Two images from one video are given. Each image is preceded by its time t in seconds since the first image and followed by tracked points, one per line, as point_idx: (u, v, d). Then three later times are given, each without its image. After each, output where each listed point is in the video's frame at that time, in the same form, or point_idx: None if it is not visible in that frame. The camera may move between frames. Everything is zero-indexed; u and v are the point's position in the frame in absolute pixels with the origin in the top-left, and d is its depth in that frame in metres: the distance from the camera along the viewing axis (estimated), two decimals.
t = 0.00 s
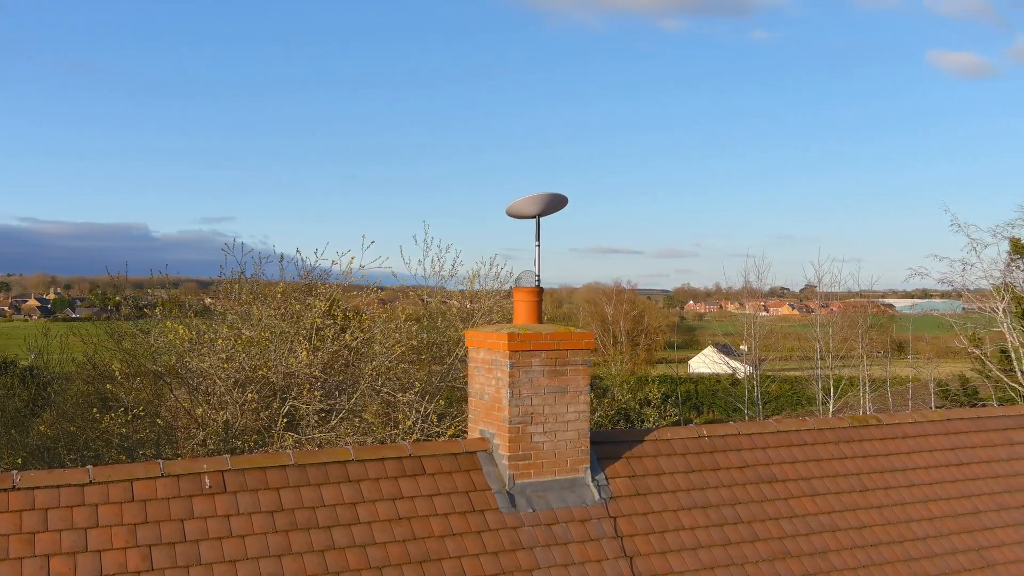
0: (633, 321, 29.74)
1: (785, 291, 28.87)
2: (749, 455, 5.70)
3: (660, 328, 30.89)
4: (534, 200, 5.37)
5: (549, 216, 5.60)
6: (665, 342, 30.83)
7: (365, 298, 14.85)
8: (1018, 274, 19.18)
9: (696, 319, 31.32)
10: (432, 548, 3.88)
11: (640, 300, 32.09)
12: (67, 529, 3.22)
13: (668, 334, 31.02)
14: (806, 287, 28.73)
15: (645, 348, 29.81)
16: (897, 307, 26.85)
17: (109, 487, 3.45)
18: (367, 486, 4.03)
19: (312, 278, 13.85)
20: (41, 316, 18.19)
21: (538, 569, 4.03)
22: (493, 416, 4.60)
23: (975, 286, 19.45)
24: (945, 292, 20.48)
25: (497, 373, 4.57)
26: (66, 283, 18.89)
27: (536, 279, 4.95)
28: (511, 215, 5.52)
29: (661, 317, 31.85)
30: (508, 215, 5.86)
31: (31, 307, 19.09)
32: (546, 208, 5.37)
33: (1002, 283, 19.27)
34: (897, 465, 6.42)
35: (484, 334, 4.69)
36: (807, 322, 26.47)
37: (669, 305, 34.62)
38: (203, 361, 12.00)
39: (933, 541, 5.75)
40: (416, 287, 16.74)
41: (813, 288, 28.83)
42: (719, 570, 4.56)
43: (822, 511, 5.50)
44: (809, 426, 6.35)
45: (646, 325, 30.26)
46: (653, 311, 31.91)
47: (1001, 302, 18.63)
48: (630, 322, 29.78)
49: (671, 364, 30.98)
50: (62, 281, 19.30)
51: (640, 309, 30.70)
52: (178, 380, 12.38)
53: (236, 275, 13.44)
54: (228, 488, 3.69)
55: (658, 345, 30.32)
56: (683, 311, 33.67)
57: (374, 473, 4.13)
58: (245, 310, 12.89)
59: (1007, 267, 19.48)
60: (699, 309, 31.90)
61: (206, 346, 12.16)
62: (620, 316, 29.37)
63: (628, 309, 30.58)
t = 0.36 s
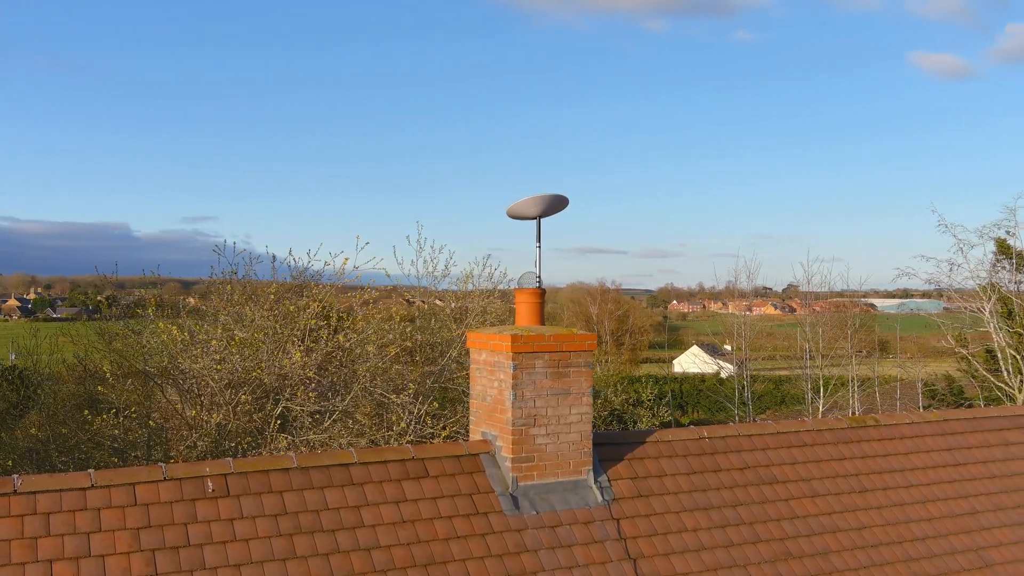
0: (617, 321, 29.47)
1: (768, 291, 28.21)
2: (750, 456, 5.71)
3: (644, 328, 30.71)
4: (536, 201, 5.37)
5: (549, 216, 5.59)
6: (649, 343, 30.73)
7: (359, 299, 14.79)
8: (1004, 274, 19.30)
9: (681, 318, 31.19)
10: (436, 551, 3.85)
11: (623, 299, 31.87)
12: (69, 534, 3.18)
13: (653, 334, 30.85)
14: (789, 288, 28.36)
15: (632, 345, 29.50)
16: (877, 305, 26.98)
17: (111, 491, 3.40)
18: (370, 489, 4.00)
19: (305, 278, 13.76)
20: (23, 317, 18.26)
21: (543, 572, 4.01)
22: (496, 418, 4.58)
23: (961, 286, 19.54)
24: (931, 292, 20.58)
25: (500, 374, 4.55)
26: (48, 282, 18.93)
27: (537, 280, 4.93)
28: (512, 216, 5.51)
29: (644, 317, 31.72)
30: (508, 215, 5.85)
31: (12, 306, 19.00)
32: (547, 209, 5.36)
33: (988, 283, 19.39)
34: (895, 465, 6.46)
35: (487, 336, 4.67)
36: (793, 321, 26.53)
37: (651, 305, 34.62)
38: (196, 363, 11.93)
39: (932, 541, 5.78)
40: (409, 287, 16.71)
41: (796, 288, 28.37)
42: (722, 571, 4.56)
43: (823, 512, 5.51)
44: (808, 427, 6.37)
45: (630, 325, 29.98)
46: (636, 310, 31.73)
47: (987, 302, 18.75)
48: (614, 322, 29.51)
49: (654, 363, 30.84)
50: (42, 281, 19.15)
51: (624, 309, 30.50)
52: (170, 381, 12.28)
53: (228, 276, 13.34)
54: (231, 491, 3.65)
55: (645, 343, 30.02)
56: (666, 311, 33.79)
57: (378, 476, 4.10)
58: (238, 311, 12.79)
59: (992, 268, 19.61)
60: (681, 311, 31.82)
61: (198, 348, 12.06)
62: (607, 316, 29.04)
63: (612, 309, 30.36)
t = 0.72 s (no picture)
0: (603, 320, 28.57)
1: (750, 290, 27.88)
2: (750, 456, 5.72)
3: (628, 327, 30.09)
4: (539, 202, 5.36)
5: (551, 217, 5.58)
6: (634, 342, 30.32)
7: (354, 299, 14.68)
8: (989, 275, 19.43)
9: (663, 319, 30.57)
10: (442, 554, 3.83)
11: (607, 299, 31.03)
12: (73, 538, 3.14)
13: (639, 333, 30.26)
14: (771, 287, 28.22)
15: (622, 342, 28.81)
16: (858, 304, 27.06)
17: (115, 494, 3.37)
18: (374, 491, 3.97)
19: (298, 278, 13.64)
20: None
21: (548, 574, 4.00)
22: (499, 420, 4.57)
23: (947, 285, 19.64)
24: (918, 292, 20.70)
25: (504, 376, 4.53)
26: (26, 282, 18.64)
27: (540, 281, 4.92)
28: (513, 216, 5.50)
29: (627, 316, 31.04)
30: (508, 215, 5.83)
31: None
32: (550, 210, 5.36)
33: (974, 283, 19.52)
34: (894, 465, 6.49)
35: (490, 337, 4.65)
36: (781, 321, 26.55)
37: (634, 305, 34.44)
38: (189, 363, 11.85)
39: (932, 541, 5.81)
40: (401, 288, 16.66)
41: (777, 288, 28.16)
42: (726, 572, 4.56)
43: (824, 512, 5.52)
44: (807, 428, 6.39)
45: (616, 323, 29.20)
46: (620, 310, 30.86)
47: (974, 302, 18.88)
48: (598, 321, 28.74)
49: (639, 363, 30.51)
50: (21, 282, 19.00)
51: (608, 309, 29.78)
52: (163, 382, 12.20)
53: (220, 275, 13.20)
54: (235, 494, 3.61)
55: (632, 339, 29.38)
56: (649, 311, 33.74)
57: (382, 478, 4.07)
58: (230, 310, 12.67)
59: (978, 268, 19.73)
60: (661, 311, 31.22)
61: (191, 348, 11.97)
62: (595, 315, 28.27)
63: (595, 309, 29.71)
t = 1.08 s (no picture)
0: (587, 320, 27.94)
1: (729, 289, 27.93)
2: (751, 457, 5.73)
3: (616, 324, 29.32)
4: (541, 202, 5.33)
5: (552, 217, 5.57)
6: (618, 342, 29.84)
7: (348, 299, 14.59)
8: (975, 275, 19.51)
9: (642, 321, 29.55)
10: (448, 556, 3.81)
11: (590, 299, 30.88)
12: (78, 542, 3.10)
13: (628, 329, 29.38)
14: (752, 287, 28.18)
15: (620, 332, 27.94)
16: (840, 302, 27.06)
17: (119, 498, 3.33)
18: (380, 493, 3.95)
19: (291, 278, 13.54)
20: None
21: None
22: (503, 421, 4.55)
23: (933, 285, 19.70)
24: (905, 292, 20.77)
25: (508, 377, 4.51)
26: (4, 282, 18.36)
27: (543, 281, 4.90)
28: (516, 217, 5.48)
29: (611, 316, 30.91)
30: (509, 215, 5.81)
31: None
32: (552, 210, 5.34)
33: (959, 283, 19.60)
34: (893, 465, 6.52)
35: (494, 338, 4.63)
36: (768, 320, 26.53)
37: (617, 305, 34.21)
38: (182, 364, 11.74)
39: (931, 541, 5.84)
40: (393, 288, 16.60)
41: (757, 287, 28.17)
42: (730, 573, 4.57)
43: (824, 512, 5.54)
44: (807, 428, 6.41)
45: (599, 323, 28.52)
46: (603, 310, 30.60)
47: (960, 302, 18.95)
48: (582, 322, 27.92)
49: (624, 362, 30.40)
50: None
51: (591, 308, 29.50)
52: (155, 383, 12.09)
53: (212, 275, 13.07)
54: (240, 497, 3.58)
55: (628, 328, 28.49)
56: (631, 311, 33.69)
57: (387, 480, 4.05)
58: (223, 310, 12.57)
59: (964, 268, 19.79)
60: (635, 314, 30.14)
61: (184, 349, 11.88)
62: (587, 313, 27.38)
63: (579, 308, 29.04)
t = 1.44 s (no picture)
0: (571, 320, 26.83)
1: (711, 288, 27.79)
2: (753, 457, 5.75)
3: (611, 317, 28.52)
4: (542, 203, 5.30)
5: (554, 218, 5.55)
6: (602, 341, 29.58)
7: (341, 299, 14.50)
8: (960, 275, 19.56)
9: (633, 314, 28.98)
10: (455, 558, 3.80)
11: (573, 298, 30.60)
12: (85, 546, 3.07)
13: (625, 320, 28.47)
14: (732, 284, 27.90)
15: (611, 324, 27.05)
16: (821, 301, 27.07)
17: (125, 501, 3.30)
18: (386, 495, 3.93)
19: (282, 278, 13.41)
20: None
21: None
22: (507, 422, 4.54)
23: (919, 285, 19.71)
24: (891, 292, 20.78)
25: (512, 378, 4.50)
26: None
27: (546, 282, 4.88)
28: (518, 217, 5.45)
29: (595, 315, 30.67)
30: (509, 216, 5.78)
31: None
32: (554, 211, 5.32)
33: (944, 283, 19.60)
34: (891, 465, 6.56)
35: (498, 339, 4.61)
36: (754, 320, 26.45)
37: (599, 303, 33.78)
38: (174, 365, 11.63)
39: (930, 540, 5.87)
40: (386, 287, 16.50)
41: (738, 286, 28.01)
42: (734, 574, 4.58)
43: (825, 512, 5.56)
44: (806, 428, 6.43)
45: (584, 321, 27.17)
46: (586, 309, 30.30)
47: (944, 302, 18.97)
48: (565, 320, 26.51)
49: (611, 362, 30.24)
50: None
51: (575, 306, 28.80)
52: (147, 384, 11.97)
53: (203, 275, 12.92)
54: (246, 499, 3.55)
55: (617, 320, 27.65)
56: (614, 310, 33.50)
57: (393, 482, 4.03)
58: (215, 310, 12.43)
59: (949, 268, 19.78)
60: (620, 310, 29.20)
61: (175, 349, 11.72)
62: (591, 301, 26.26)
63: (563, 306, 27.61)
